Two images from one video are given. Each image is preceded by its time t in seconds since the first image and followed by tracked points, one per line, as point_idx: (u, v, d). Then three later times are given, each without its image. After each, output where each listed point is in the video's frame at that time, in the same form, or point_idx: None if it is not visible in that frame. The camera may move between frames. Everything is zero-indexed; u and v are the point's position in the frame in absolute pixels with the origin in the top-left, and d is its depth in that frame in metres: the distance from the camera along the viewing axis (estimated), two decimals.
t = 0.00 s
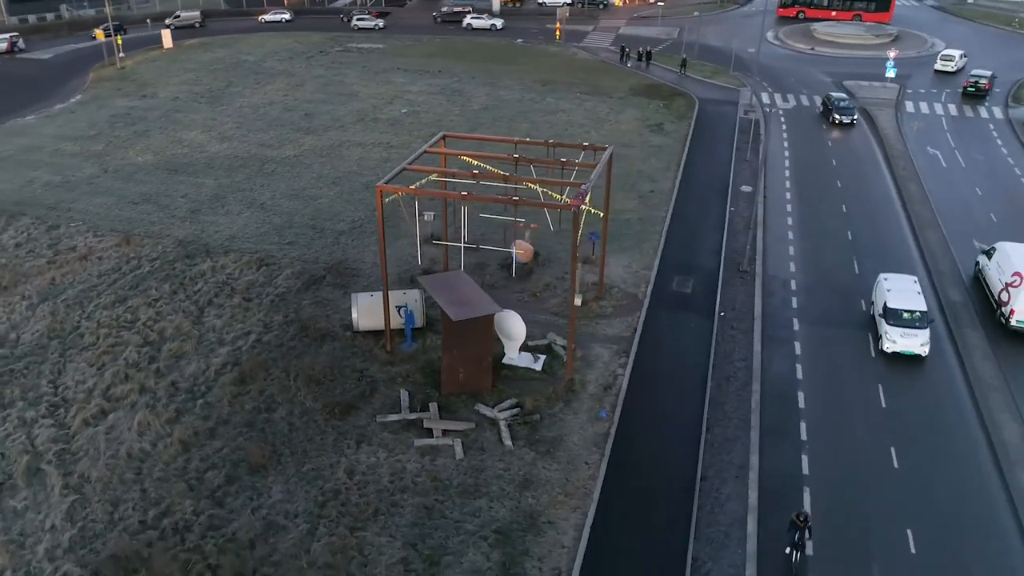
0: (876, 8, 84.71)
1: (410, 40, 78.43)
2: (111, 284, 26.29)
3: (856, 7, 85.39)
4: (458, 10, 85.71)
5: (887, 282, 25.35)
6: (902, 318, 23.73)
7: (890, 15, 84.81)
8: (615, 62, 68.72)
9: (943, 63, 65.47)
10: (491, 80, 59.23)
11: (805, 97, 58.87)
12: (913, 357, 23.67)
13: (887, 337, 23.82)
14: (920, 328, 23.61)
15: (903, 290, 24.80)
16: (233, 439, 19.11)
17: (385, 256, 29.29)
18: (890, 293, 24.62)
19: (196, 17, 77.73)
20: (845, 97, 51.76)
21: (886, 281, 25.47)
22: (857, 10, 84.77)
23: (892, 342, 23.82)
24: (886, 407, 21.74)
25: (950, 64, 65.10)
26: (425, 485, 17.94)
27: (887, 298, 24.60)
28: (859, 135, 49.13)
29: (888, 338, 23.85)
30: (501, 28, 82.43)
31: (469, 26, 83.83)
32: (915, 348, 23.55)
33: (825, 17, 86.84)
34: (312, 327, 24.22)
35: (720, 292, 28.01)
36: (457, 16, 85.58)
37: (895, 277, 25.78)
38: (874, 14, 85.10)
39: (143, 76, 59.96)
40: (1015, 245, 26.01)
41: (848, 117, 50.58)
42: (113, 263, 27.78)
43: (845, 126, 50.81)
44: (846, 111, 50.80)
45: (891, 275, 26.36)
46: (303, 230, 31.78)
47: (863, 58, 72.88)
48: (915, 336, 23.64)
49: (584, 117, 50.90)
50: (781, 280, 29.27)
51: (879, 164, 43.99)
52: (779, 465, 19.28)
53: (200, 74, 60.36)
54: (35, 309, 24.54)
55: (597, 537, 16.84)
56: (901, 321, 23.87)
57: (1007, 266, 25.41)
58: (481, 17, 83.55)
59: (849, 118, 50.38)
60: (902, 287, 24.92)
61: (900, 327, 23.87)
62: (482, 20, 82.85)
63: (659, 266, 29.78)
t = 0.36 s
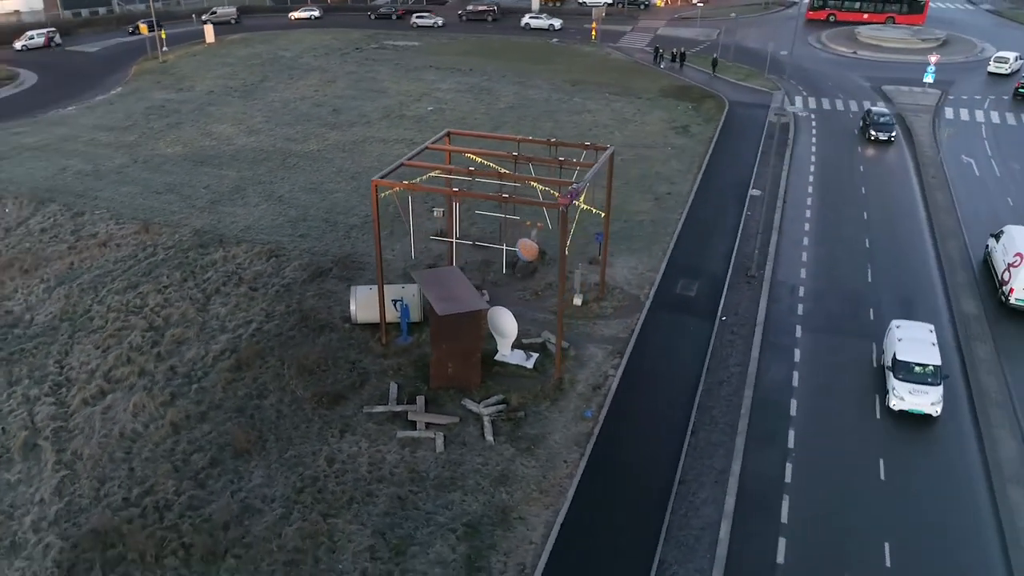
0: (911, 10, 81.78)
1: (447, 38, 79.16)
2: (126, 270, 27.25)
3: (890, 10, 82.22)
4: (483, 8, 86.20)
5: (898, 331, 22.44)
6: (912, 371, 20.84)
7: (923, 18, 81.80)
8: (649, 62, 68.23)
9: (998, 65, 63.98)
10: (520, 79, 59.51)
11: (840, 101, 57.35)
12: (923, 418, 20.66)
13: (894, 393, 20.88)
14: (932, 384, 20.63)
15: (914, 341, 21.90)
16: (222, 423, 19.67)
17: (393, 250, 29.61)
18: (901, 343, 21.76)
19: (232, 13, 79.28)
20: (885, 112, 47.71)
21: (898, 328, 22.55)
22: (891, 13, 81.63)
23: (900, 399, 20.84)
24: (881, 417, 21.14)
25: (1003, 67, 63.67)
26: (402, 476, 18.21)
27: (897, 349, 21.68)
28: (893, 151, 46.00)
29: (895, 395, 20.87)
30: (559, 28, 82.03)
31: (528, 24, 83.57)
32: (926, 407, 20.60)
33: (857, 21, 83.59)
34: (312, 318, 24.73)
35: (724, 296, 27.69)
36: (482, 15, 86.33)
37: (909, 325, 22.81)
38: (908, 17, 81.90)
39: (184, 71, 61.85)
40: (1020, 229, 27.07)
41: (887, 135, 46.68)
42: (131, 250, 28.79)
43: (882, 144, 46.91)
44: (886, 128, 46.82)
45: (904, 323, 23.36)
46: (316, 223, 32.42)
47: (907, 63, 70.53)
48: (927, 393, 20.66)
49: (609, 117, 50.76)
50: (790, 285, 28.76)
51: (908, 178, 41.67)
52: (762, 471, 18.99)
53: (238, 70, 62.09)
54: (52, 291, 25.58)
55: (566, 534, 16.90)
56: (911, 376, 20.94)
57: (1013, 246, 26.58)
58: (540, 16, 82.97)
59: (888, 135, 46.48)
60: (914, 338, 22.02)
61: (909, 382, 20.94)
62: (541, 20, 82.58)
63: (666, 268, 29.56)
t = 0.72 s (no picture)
0: (942, 12, 78.74)
1: (483, 36, 79.70)
2: (141, 257, 28.24)
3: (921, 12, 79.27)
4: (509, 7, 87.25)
5: (896, 384, 19.76)
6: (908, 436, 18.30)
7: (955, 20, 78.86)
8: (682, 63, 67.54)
9: None
10: (549, 80, 59.71)
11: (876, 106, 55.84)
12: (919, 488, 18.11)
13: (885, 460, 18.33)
14: (928, 452, 18.01)
15: (913, 398, 19.22)
16: (214, 408, 20.27)
17: (399, 244, 29.91)
18: (897, 401, 19.15)
19: (267, 10, 81.09)
20: (919, 128, 43.44)
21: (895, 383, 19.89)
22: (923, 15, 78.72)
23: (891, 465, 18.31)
24: (871, 428, 20.66)
25: None
26: (381, 465, 18.51)
27: (890, 408, 19.08)
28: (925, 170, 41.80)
29: (886, 461, 18.31)
30: (616, 29, 81.61)
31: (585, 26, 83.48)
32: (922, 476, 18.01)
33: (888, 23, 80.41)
34: (313, 309, 25.26)
35: (728, 299, 27.36)
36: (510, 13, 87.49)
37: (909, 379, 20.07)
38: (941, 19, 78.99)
39: (223, 66, 63.61)
40: None
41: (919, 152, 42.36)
42: (148, 238, 29.81)
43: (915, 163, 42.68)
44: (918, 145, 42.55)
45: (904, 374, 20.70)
46: (330, 216, 33.05)
47: (951, 69, 68.25)
48: (922, 461, 18.05)
49: (634, 117, 50.54)
50: (797, 290, 28.26)
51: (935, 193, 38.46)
52: (742, 477, 18.78)
53: (274, 66, 63.73)
54: (69, 275, 26.65)
55: (534, 530, 16.98)
56: (905, 440, 18.33)
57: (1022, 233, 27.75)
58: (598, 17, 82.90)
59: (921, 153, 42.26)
60: (913, 394, 19.35)
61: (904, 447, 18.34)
62: (598, 21, 82.46)
63: (671, 270, 29.34)
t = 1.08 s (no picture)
0: (979, 16, 74.38)
1: (522, 35, 80.12)
2: (161, 245, 29.29)
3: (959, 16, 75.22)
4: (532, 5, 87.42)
5: (880, 451, 17.61)
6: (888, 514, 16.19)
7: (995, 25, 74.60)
8: (720, 66, 66.53)
9: None
10: (582, 80, 59.76)
11: (919, 112, 54.08)
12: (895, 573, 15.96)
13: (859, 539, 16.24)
14: (908, 532, 15.91)
15: (899, 468, 17.06)
16: (212, 392, 20.91)
17: (410, 239, 30.20)
18: (879, 472, 16.98)
19: (306, 7, 82.71)
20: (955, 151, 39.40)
21: (882, 449, 17.67)
22: (960, 20, 74.78)
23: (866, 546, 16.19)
24: (865, 440, 20.18)
25: None
26: (364, 455, 18.84)
27: (871, 478, 16.96)
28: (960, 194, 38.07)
29: (860, 539, 16.23)
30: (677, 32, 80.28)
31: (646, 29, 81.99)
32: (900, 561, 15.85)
33: (924, 29, 76.61)
34: (319, 301, 25.82)
35: (735, 304, 27.02)
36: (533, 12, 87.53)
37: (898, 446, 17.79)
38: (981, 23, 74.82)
39: (265, 63, 65.34)
40: None
41: (954, 175, 38.55)
42: (171, 228, 30.91)
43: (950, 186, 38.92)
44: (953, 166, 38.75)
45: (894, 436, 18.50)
46: (348, 210, 33.70)
47: (1004, 77, 65.39)
48: (899, 543, 15.92)
49: (664, 118, 50.20)
50: (808, 298, 27.72)
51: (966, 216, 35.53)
52: (724, 483, 18.57)
53: (314, 63, 65.22)
54: (92, 260, 27.81)
55: (507, 525, 17.08)
56: (884, 517, 16.24)
57: None
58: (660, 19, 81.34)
59: (955, 175, 38.51)
60: (899, 462, 17.21)
61: (882, 527, 16.18)
62: (658, 23, 81.11)
63: (681, 273, 29.12)
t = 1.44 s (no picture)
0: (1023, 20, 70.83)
1: (565, 35, 80.11)
2: (184, 234, 30.27)
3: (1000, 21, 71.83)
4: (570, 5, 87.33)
5: (844, 527, 16.12)
6: None
7: None
8: (762, 68, 65.11)
9: None
10: (619, 80, 59.53)
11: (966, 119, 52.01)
12: None
13: None
14: None
15: (861, 548, 15.55)
16: (213, 377, 21.55)
17: (422, 233, 30.41)
18: (838, 552, 15.48)
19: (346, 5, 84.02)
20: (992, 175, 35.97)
21: (845, 526, 16.14)
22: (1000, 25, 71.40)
23: None
24: (860, 453, 19.72)
25: None
26: (352, 445, 19.18)
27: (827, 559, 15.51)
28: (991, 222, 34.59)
29: None
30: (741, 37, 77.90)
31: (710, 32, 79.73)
32: None
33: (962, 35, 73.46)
34: (328, 292, 26.34)
35: (744, 309, 26.66)
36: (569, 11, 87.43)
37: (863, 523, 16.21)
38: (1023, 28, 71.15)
39: (308, 59, 66.70)
40: None
41: (986, 202, 35.10)
42: (196, 218, 31.94)
43: (980, 214, 35.44)
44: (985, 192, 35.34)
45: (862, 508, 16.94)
46: (368, 204, 34.24)
47: None
48: None
49: (696, 120, 49.66)
50: (820, 306, 27.16)
51: (996, 243, 32.45)
52: (708, 489, 18.38)
53: (354, 60, 66.34)
54: (117, 247, 28.91)
55: (482, 519, 17.21)
56: None
57: None
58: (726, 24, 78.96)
59: (986, 202, 35.04)
60: (859, 540, 15.72)
61: None
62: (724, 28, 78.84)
63: (692, 276, 28.83)
